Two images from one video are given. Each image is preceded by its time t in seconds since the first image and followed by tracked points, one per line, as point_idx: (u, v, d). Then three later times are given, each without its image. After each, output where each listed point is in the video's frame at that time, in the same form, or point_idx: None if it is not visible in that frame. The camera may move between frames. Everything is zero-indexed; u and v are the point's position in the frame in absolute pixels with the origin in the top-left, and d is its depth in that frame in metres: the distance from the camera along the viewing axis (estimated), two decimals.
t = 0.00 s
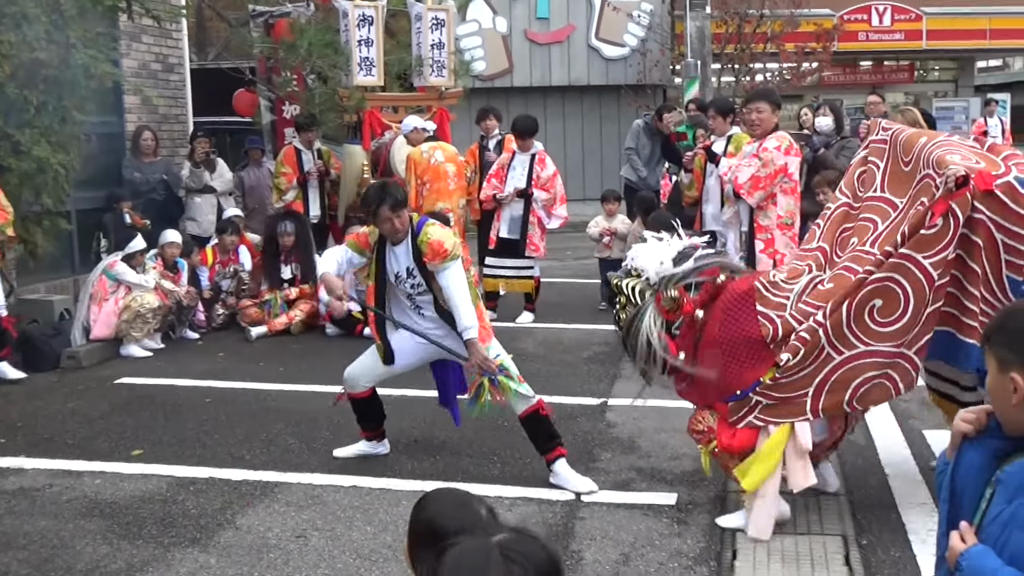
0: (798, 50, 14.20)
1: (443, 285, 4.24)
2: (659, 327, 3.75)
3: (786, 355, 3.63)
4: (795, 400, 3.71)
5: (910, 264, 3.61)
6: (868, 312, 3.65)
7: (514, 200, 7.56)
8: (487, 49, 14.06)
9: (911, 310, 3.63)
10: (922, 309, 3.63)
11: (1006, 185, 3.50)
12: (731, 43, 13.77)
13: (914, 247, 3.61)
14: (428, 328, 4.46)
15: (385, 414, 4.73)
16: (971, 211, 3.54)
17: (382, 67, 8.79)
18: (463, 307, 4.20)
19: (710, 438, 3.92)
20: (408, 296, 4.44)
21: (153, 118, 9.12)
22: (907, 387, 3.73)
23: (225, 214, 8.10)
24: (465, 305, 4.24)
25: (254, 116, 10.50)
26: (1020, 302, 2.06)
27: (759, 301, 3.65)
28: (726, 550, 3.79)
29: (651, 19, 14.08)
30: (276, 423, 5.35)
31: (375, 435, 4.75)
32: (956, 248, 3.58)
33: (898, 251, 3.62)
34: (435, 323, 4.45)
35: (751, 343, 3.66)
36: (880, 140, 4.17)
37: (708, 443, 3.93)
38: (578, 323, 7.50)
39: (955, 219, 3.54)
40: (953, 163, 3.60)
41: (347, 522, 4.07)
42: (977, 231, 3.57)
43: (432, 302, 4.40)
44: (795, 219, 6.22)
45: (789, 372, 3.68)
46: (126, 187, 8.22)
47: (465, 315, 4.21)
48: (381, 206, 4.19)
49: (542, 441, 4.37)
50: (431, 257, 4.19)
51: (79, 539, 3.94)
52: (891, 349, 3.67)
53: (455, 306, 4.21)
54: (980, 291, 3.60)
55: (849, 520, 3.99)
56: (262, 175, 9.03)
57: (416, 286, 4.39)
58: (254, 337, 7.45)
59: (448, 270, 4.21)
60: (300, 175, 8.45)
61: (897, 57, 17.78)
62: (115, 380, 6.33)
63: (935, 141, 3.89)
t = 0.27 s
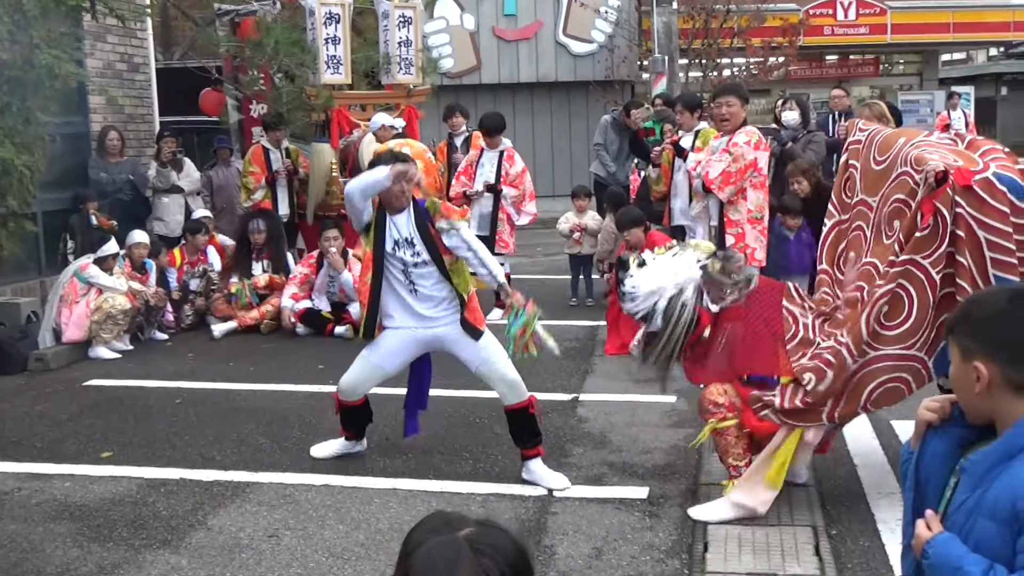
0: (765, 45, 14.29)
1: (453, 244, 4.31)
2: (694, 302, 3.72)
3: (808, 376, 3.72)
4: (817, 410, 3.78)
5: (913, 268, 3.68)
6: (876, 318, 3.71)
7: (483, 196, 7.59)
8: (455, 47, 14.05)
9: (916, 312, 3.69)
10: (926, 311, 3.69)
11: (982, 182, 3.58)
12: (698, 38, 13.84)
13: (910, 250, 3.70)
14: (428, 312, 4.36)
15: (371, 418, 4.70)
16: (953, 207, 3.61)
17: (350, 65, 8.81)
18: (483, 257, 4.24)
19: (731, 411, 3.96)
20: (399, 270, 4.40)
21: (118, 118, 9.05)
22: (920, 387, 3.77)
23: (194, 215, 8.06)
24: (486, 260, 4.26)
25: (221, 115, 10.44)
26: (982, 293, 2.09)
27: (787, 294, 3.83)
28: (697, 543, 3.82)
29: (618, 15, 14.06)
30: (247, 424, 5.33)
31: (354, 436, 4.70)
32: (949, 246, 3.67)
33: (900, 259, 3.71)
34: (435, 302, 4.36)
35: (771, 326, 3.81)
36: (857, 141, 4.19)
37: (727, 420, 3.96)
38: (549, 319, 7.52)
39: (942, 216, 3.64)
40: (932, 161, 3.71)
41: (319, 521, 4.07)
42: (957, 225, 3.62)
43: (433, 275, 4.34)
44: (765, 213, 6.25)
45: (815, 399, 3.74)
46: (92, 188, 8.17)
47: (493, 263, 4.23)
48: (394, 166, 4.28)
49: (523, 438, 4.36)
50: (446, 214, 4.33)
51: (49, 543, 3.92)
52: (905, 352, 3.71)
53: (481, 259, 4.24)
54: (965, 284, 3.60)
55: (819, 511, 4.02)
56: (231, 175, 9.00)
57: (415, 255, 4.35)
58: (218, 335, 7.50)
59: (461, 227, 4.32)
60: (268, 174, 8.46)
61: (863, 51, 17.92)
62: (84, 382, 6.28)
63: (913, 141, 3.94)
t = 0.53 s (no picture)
0: (733, 42, 14.37)
1: (436, 238, 4.30)
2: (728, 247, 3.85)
3: (842, 363, 3.80)
4: (859, 413, 3.80)
5: (927, 257, 3.66)
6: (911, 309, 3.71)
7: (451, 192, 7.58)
8: (423, 43, 14.03)
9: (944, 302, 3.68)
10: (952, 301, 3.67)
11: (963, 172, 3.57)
12: (666, 35, 13.89)
13: (915, 241, 3.69)
14: (396, 313, 4.30)
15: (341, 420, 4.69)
16: (935, 192, 3.58)
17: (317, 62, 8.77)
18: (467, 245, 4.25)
19: (774, 418, 3.82)
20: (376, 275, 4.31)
21: (83, 115, 8.97)
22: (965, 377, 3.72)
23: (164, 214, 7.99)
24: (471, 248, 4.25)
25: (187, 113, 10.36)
26: (946, 286, 2.11)
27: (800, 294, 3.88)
28: (667, 537, 3.84)
29: (586, 11, 14.16)
30: (215, 422, 5.30)
31: (331, 435, 4.69)
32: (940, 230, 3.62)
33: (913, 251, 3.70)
34: (401, 304, 4.30)
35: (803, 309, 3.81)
36: (851, 141, 4.25)
37: (775, 424, 3.82)
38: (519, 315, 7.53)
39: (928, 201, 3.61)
40: (919, 154, 3.72)
41: (290, 518, 4.06)
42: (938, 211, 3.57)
43: (406, 277, 4.31)
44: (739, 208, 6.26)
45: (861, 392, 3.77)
46: (56, 186, 8.09)
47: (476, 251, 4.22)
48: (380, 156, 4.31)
49: (506, 435, 4.29)
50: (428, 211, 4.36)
51: (16, 543, 3.88)
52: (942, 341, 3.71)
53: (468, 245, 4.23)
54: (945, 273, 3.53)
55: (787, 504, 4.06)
56: (199, 172, 8.95)
57: (389, 253, 4.34)
58: (176, 331, 7.54)
59: (439, 224, 4.33)
60: (236, 171, 8.38)
61: (829, 48, 18.05)
62: (50, 381, 6.22)
63: (900, 137, 4.01)
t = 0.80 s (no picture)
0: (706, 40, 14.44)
1: (422, 233, 4.19)
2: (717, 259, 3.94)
3: (818, 390, 3.81)
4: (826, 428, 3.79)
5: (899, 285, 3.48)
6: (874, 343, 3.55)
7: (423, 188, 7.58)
8: (396, 39, 14.00)
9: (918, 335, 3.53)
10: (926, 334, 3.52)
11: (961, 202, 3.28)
12: (639, 33, 13.94)
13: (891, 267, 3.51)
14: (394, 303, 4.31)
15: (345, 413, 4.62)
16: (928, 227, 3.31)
17: (290, 57, 8.73)
18: (452, 247, 4.14)
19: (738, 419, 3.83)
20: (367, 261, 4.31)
21: (53, 109, 8.90)
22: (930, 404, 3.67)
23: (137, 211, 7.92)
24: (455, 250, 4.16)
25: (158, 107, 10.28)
26: (916, 284, 2.12)
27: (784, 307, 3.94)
28: (639, 533, 3.85)
29: (560, 9, 14.31)
30: (187, 418, 5.27)
31: (330, 429, 4.62)
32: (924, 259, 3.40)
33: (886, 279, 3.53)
34: (403, 290, 4.29)
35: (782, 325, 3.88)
36: (851, 147, 4.12)
37: (739, 425, 3.83)
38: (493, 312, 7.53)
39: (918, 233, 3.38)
40: (916, 175, 3.43)
41: (261, 515, 4.04)
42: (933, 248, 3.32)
43: (398, 263, 4.26)
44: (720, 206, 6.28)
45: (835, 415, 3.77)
46: (25, 180, 8.01)
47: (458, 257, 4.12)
48: (357, 153, 4.11)
49: (499, 427, 4.32)
50: (411, 203, 4.20)
51: None
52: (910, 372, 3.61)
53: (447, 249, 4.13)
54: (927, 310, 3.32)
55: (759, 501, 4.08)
56: (171, 166, 8.90)
57: (380, 247, 4.27)
58: (145, 328, 7.51)
59: (426, 218, 4.19)
60: (208, 167, 8.35)
61: (801, 46, 18.16)
62: (19, 377, 6.17)
63: (900, 151, 3.77)
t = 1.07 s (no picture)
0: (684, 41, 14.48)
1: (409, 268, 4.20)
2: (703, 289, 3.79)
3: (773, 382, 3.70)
4: (785, 422, 3.78)
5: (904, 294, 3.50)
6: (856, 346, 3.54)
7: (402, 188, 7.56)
8: (376, 38, 13.95)
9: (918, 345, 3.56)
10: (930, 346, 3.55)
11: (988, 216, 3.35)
12: (619, 33, 13.97)
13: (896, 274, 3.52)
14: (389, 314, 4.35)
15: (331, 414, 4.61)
16: (955, 241, 3.37)
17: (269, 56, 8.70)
18: (430, 287, 4.13)
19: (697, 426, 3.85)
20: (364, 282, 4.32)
21: (29, 107, 8.83)
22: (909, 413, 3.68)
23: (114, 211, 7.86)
24: (433, 288, 4.15)
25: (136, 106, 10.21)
26: (897, 284, 2.14)
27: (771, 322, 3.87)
28: (618, 533, 3.85)
29: (539, 9, 14.33)
30: (164, 419, 5.24)
31: (315, 433, 4.60)
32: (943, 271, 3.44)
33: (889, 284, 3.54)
34: (397, 307, 4.33)
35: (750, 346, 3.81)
36: (840, 145, 4.14)
37: (698, 432, 3.85)
38: (472, 311, 7.53)
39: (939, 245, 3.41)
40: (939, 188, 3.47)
41: (240, 516, 4.02)
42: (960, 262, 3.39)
43: (397, 285, 4.28)
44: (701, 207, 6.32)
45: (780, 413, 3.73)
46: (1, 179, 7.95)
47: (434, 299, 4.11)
48: (354, 179, 4.05)
49: (501, 431, 4.30)
50: (401, 238, 4.16)
51: None
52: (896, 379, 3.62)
53: (425, 290, 4.13)
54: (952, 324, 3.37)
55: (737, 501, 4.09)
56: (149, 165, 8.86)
57: (378, 269, 4.25)
58: (123, 327, 7.48)
59: (417, 253, 4.18)
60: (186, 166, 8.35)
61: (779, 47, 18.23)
62: None
63: (906, 159, 3.79)
